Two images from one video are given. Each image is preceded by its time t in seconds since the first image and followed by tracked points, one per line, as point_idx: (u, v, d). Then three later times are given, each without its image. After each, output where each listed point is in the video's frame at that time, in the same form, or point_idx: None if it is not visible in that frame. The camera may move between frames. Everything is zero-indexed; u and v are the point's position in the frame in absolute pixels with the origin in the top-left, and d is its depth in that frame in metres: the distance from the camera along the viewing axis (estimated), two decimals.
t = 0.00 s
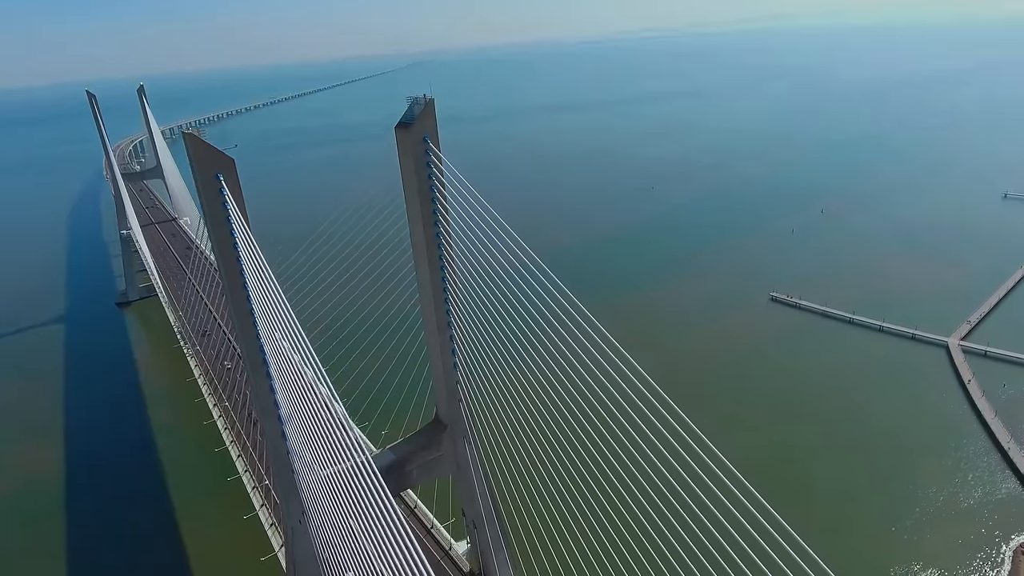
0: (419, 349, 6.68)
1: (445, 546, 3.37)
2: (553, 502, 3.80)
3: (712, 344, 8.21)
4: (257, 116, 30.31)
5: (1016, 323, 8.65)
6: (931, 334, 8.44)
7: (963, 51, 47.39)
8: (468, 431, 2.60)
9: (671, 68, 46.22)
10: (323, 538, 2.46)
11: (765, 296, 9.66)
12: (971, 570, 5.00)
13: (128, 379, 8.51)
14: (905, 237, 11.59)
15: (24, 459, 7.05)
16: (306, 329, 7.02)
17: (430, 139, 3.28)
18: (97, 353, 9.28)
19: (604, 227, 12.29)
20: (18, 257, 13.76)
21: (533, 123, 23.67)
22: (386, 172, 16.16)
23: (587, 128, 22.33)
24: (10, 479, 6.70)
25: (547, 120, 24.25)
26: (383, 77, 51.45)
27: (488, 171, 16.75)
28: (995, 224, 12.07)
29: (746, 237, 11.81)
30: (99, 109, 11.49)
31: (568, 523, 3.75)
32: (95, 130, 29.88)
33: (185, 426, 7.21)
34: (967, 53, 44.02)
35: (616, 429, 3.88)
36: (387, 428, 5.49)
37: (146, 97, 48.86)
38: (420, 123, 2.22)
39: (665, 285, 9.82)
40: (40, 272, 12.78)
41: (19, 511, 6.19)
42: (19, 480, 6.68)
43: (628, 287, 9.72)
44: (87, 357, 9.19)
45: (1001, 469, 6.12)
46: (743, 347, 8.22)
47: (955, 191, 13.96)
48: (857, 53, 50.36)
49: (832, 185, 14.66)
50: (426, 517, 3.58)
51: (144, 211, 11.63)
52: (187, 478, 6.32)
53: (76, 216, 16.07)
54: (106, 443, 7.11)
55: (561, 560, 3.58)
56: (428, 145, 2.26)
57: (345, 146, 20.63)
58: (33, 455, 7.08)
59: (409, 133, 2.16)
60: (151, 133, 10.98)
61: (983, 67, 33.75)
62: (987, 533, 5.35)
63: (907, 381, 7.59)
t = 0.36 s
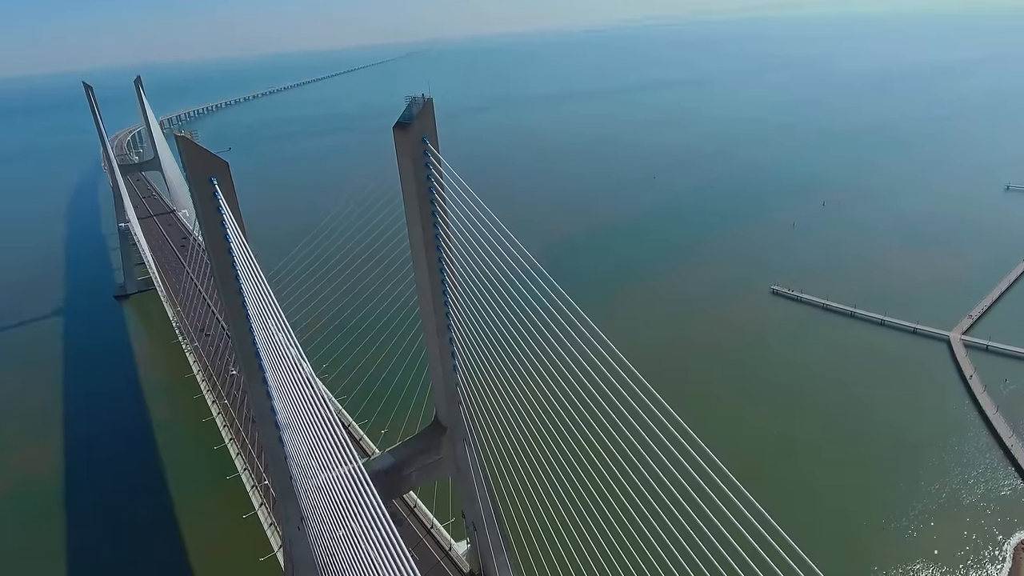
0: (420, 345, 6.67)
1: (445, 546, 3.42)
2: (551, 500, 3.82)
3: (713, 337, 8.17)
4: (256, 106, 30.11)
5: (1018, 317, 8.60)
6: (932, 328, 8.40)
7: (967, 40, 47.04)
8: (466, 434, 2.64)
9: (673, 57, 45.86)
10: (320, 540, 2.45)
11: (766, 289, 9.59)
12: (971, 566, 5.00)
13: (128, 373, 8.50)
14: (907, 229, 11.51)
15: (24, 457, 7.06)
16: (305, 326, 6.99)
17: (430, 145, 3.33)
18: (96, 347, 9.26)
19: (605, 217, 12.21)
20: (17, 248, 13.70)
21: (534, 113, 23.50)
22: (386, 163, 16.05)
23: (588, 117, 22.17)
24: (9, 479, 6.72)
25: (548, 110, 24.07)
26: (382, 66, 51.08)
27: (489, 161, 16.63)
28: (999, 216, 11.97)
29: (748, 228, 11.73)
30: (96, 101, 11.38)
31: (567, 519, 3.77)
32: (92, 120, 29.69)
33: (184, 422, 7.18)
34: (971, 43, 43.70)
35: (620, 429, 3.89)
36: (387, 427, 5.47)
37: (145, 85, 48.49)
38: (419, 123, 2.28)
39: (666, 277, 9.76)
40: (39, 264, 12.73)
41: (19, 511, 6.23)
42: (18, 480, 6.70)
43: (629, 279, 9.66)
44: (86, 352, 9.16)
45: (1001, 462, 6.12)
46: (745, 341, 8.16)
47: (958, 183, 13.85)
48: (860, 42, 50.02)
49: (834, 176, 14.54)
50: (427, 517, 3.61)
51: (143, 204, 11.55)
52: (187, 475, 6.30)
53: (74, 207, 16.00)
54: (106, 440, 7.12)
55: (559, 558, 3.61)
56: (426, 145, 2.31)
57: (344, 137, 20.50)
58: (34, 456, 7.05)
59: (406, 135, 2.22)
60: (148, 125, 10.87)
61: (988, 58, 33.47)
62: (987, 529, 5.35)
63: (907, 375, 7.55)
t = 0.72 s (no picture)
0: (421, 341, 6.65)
1: (445, 546, 3.48)
2: (550, 496, 3.88)
3: (715, 330, 8.15)
4: (255, 95, 29.93)
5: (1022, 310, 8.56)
6: (934, 322, 8.36)
7: (971, 30, 46.61)
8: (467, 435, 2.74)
9: (674, 46, 45.52)
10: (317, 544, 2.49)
11: (767, 281, 9.55)
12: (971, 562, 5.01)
13: (127, 364, 8.49)
14: (911, 221, 11.44)
15: (25, 449, 7.09)
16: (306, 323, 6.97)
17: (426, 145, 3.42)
18: (95, 338, 9.24)
19: (606, 208, 12.13)
20: (15, 238, 13.65)
21: (535, 103, 23.33)
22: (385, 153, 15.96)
23: (590, 106, 22.03)
24: (10, 472, 6.73)
25: (549, 99, 23.91)
26: (382, 55, 50.72)
27: (489, 151, 16.52)
28: (1004, 207, 11.90)
29: (750, 220, 11.66)
30: (93, 91, 11.27)
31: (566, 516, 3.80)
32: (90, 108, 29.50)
33: (184, 417, 7.19)
34: (975, 33, 43.31)
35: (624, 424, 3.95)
36: (386, 427, 5.43)
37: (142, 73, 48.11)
38: (417, 124, 2.36)
39: (668, 268, 9.71)
40: (37, 254, 12.69)
41: (20, 503, 6.28)
42: (18, 473, 6.70)
43: (630, 270, 9.61)
44: (86, 343, 9.12)
45: (1001, 457, 6.11)
46: (747, 335, 8.12)
47: (962, 173, 13.77)
48: (864, 31, 49.58)
49: (838, 167, 14.45)
50: (427, 517, 3.66)
51: (141, 195, 11.47)
52: (186, 473, 6.31)
53: (72, 197, 15.91)
54: (106, 432, 7.14)
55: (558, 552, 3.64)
56: (425, 145, 2.39)
57: (344, 127, 20.36)
58: (35, 448, 7.07)
59: (404, 137, 2.30)
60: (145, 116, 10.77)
61: (993, 48, 33.22)
62: (987, 525, 5.35)
63: (909, 372, 7.50)
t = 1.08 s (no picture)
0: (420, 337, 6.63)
1: (445, 546, 3.60)
2: (549, 497, 3.94)
3: (715, 323, 8.12)
4: (254, 84, 29.73)
5: None
6: (935, 316, 8.33)
7: (977, 20, 46.21)
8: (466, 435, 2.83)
9: (677, 34, 45.14)
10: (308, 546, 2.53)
11: (768, 274, 9.51)
12: (971, 561, 5.00)
13: (126, 357, 8.48)
14: (914, 213, 11.37)
15: (23, 442, 7.10)
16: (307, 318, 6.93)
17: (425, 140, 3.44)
18: (93, 331, 9.21)
19: (607, 198, 12.05)
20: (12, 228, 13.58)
21: (536, 92, 23.15)
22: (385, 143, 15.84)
23: (592, 96, 21.86)
24: (8, 466, 6.72)
25: (549, 87, 23.71)
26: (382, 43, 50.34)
27: (490, 140, 16.40)
28: (1008, 200, 11.81)
29: (751, 211, 11.58)
30: (88, 82, 11.15)
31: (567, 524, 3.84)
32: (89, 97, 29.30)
33: (183, 412, 7.21)
34: (980, 23, 42.96)
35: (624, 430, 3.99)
36: (385, 424, 5.42)
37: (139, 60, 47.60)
38: (416, 124, 2.42)
39: (669, 261, 9.67)
40: (35, 244, 12.62)
41: (18, 496, 6.31)
42: (17, 467, 6.70)
43: (630, 263, 9.56)
44: (84, 336, 9.07)
45: (1003, 454, 6.09)
46: (748, 329, 8.06)
47: (966, 166, 13.66)
48: (868, 20, 49.15)
49: (841, 159, 14.34)
50: (427, 517, 3.79)
51: (139, 188, 11.40)
52: (185, 468, 6.34)
53: (70, 188, 15.84)
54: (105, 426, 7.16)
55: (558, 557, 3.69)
56: (423, 145, 2.45)
57: (343, 116, 20.21)
58: (33, 442, 7.07)
59: (403, 136, 2.36)
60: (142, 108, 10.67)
61: (998, 39, 32.95)
62: (988, 522, 5.33)
63: (912, 366, 7.45)
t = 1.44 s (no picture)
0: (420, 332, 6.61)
1: (445, 546, 3.64)
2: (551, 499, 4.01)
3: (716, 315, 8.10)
4: (254, 72, 29.53)
5: None
6: (937, 309, 8.28)
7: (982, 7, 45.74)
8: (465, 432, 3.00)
9: (680, 19, 44.72)
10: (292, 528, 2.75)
11: (769, 265, 9.43)
12: (969, 555, 5.02)
13: (124, 349, 8.46)
14: (920, 203, 11.27)
15: (23, 433, 7.10)
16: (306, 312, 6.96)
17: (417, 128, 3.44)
18: (94, 323, 9.18)
19: (610, 188, 11.97)
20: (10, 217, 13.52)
21: (538, 78, 22.96)
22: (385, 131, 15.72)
23: (594, 83, 21.68)
24: (8, 458, 6.73)
25: (553, 75, 23.48)
26: (383, 29, 49.93)
27: (493, 128, 16.24)
28: (1015, 189, 11.71)
29: (755, 201, 11.49)
30: (85, 73, 11.02)
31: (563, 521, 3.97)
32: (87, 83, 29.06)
33: (182, 406, 7.22)
34: (987, 8, 42.55)
35: (619, 426, 4.12)
36: (385, 421, 5.51)
37: (138, 46, 47.12)
38: (414, 123, 2.46)
39: (670, 251, 9.62)
40: (33, 233, 12.56)
41: (18, 494, 6.27)
42: (17, 459, 6.71)
43: (631, 253, 9.52)
44: (83, 328, 9.04)
45: (1003, 447, 6.08)
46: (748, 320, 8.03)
47: (973, 155, 13.55)
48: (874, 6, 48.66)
49: (845, 147, 14.22)
50: (426, 515, 3.83)
51: (138, 178, 11.33)
52: (185, 464, 6.38)
53: (68, 176, 15.74)
54: (106, 420, 7.15)
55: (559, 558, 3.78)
56: (422, 146, 2.49)
57: (343, 104, 20.06)
58: (33, 433, 7.08)
59: (399, 135, 2.40)
60: (139, 99, 10.57)
61: (1006, 25, 32.60)
62: (987, 516, 5.34)
63: (913, 358, 7.41)
